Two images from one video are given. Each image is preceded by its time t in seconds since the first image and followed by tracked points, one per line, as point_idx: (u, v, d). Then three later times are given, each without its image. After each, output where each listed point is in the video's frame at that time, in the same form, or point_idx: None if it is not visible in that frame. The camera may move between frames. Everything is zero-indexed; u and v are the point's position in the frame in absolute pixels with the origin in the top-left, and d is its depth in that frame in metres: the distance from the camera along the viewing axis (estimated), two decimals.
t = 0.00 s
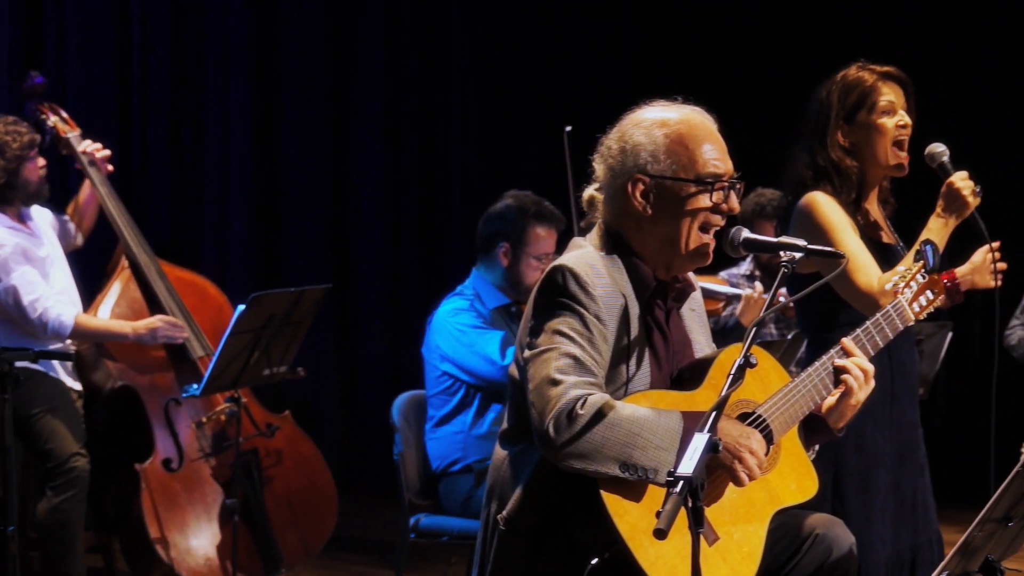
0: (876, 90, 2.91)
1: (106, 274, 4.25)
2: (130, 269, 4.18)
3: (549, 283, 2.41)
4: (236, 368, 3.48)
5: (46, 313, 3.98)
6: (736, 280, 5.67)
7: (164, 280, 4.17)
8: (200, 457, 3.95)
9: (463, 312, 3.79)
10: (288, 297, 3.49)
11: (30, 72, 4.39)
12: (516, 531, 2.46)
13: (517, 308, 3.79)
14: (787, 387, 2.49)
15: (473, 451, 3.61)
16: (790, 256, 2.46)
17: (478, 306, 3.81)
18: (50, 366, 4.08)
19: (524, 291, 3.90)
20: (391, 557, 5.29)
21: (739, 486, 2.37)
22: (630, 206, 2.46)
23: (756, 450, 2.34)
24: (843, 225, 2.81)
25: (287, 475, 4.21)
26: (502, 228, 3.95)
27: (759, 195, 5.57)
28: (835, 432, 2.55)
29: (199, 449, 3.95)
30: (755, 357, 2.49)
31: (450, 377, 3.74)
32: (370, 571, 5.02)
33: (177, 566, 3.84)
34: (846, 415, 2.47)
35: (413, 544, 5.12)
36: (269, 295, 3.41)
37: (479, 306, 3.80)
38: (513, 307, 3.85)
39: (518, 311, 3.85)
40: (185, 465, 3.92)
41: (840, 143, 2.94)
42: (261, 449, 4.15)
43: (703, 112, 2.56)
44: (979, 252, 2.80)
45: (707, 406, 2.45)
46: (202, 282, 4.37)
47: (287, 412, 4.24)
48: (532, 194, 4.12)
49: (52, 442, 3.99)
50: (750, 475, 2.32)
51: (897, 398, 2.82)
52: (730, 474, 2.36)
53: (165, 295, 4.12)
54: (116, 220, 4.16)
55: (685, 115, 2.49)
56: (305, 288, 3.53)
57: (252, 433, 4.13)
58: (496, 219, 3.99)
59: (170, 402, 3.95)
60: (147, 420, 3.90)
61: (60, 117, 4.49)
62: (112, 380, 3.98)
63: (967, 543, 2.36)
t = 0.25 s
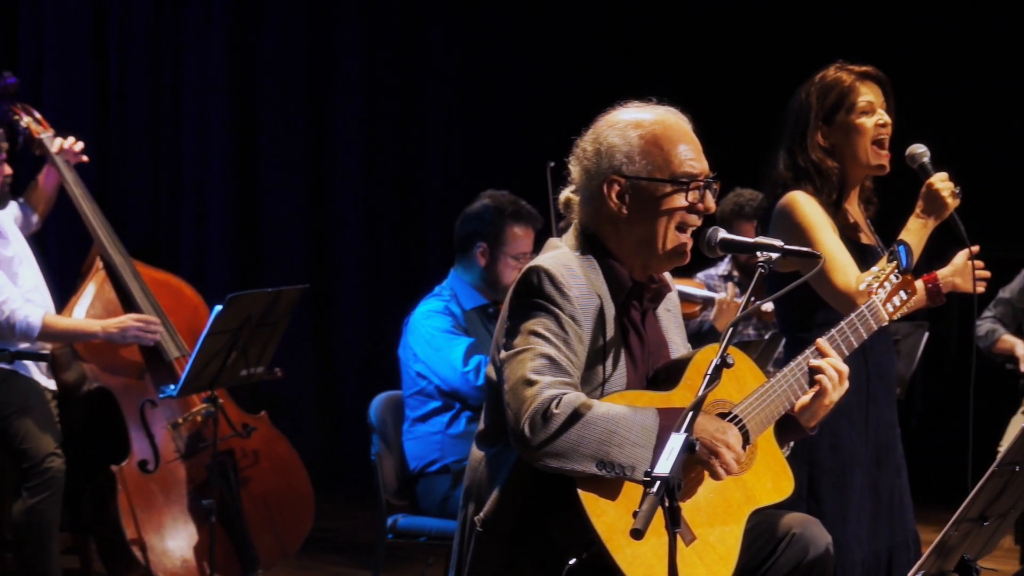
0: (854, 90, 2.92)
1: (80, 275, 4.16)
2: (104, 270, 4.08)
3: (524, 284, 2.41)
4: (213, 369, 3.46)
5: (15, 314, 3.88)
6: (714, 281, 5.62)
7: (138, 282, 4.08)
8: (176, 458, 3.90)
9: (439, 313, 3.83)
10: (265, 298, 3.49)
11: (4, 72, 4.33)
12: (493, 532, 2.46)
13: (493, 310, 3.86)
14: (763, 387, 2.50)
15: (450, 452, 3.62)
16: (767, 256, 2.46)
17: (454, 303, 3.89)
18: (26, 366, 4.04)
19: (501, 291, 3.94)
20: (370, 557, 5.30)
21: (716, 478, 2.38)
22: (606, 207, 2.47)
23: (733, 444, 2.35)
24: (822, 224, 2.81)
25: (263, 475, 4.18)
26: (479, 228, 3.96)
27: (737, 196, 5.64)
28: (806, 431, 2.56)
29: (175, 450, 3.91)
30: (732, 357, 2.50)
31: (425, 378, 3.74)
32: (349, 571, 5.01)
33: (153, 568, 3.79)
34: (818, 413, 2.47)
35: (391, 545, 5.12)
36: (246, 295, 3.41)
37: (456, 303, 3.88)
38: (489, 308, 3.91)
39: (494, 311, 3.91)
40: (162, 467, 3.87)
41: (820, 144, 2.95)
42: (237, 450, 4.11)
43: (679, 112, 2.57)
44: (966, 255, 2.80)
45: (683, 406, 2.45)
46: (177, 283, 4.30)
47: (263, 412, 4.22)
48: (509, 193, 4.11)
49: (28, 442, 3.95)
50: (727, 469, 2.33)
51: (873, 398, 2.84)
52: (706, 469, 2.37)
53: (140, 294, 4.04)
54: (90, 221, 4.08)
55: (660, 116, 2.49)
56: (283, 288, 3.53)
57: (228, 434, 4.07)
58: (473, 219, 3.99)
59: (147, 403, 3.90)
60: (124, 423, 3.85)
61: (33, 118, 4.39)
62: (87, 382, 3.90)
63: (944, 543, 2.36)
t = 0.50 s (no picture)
0: (829, 90, 2.93)
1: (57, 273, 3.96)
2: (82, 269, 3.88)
3: (502, 284, 2.41)
4: (190, 369, 3.45)
5: None
6: (692, 281, 5.79)
7: (116, 283, 3.90)
8: (153, 459, 3.80)
9: (414, 312, 3.84)
10: (243, 298, 3.49)
11: None
12: (470, 533, 2.46)
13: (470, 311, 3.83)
14: (739, 387, 2.52)
15: (427, 453, 3.65)
16: (745, 257, 2.46)
17: (431, 304, 3.86)
18: None
19: (479, 291, 3.92)
20: (348, 558, 5.29)
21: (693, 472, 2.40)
22: (585, 207, 2.47)
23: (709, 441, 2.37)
24: (797, 223, 2.83)
25: (242, 476, 4.12)
26: (456, 228, 3.95)
27: (716, 196, 5.70)
28: (781, 429, 2.58)
29: (152, 451, 3.81)
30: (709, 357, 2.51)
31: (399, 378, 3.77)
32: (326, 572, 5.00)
33: (131, 570, 3.69)
34: (793, 413, 2.48)
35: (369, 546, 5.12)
36: (224, 296, 3.41)
37: (432, 304, 3.86)
38: (467, 308, 3.88)
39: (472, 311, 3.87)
40: (139, 468, 3.77)
41: (795, 144, 2.95)
42: (215, 450, 4.06)
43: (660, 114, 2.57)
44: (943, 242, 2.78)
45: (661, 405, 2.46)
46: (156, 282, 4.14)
47: (242, 411, 4.14)
48: (485, 193, 4.11)
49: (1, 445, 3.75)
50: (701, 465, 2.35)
51: (849, 399, 2.84)
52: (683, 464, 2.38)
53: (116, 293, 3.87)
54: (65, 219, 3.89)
55: (641, 116, 2.49)
56: (261, 288, 3.54)
57: (206, 434, 4.01)
58: (450, 219, 3.98)
59: (124, 403, 3.80)
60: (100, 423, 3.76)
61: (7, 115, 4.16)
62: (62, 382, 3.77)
63: (921, 541, 2.37)
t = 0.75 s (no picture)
0: (805, 90, 2.94)
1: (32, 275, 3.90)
2: (57, 269, 3.82)
3: (479, 284, 2.41)
4: (167, 369, 3.46)
5: None
6: (668, 282, 5.79)
7: (88, 282, 3.83)
8: (129, 459, 3.77)
9: (392, 310, 3.85)
10: (219, 298, 3.49)
11: None
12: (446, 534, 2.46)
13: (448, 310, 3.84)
14: (715, 387, 2.52)
15: (404, 453, 3.68)
16: (721, 257, 2.46)
17: (407, 306, 3.86)
18: None
19: (456, 290, 3.92)
20: (323, 559, 5.29)
21: (671, 479, 2.40)
22: (564, 208, 2.46)
23: (688, 443, 2.36)
24: (772, 219, 2.83)
25: (218, 476, 4.11)
26: (430, 228, 3.95)
27: (693, 196, 5.75)
28: (758, 430, 2.58)
29: (129, 451, 3.78)
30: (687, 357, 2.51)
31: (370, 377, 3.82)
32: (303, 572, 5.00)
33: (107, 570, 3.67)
34: (771, 413, 2.50)
35: (347, 546, 5.12)
36: (199, 296, 3.41)
37: (409, 306, 3.86)
38: (445, 308, 3.90)
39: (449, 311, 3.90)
40: (115, 468, 3.74)
41: (770, 144, 2.97)
42: (191, 451, 4.05)
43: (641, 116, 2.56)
44: (917, 237, 2.80)
45: (638, 405, 2.46)
46: (130, 281, 4.11)
47: (219, 412, 4.15)
48: (458, 192, 4.12)
49: None
50: (682, 468, 2.36)
51: (824, 398, 2.86)
52: (661, 468, 2.39)
53: (92, 294, 3.82)
54: (42, 219, 3.85)
55: (622, 118, 2.48)
56: (237, 288, 3.54)
57: (182, 435, 4.01)
58: (423, 218, 3.99)
59: (99, 404, 3.76)
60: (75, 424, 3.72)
61: None
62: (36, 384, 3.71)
63: (896, 541, 2.37)
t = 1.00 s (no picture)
0: (787, 91, 2.95)
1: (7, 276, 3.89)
2: (33, 270, 3.82)
3: (457, 282, 2.39)
4: (143, 370, 3.47)
5: None
6: (645, 282, 5.81)
7: (65, 282, 3.84)
8: (105, 460, 3.75)
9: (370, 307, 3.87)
10: (195, 299, 3.48)
11: None
12: (424, 531, 2.45)
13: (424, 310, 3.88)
14: (691, 388, 2.51)
15: (381, 453, 3.69)
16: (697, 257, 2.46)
17: (384, 306, 3.89)
18: None
19: (433, 289, 3.96)
20: (300, 559, 5.29)
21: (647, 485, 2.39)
22: (541, 206, 2.44)
23: (664, 451, 2.35)
24: (752, 216, 2.83)
25: (195, 475, 4.09)
26: (405, 227, 4.00)
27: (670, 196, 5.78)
28: (735, 430, 2.58)
29: (105, 452, 3.76)
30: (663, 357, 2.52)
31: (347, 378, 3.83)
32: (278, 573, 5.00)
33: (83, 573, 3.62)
34: (748, 413, 2.52)
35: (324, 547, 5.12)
36: (175, 297, 3.39)
37: (386, 306, 3.88)
38: (421, 307, 3.93)
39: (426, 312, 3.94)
40: (91, 469, 3.72)
41: (753, 144, 2.97)
42: (168, 451, 4.04)
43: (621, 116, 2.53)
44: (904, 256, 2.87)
45: (614, 406, 2.46)
46: (107, 283, 4.10)
47: (196, 413, 4.14)
48: (433, 192, 4.17)
49: None
50: (658, 475, 2.34)
51: (805, 397, 2.86)
52: (638, 476, 2.38)
53: (68, 296, 3.82)
54: (18, 220, 3.85)
55: (601, 118, 2.45)
56: (214, 289, 3.53)
57: (158, 435, 4.01)
58: (399, 218, 4.04)
59: (74, 405, 3.74)
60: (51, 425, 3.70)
61: None
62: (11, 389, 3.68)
63: (871, 540, 2.37)
